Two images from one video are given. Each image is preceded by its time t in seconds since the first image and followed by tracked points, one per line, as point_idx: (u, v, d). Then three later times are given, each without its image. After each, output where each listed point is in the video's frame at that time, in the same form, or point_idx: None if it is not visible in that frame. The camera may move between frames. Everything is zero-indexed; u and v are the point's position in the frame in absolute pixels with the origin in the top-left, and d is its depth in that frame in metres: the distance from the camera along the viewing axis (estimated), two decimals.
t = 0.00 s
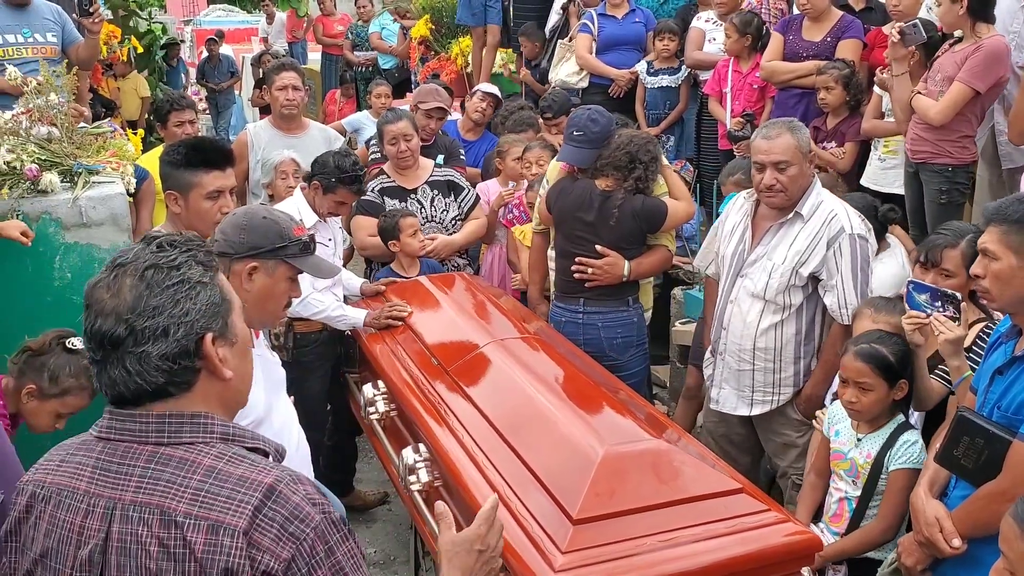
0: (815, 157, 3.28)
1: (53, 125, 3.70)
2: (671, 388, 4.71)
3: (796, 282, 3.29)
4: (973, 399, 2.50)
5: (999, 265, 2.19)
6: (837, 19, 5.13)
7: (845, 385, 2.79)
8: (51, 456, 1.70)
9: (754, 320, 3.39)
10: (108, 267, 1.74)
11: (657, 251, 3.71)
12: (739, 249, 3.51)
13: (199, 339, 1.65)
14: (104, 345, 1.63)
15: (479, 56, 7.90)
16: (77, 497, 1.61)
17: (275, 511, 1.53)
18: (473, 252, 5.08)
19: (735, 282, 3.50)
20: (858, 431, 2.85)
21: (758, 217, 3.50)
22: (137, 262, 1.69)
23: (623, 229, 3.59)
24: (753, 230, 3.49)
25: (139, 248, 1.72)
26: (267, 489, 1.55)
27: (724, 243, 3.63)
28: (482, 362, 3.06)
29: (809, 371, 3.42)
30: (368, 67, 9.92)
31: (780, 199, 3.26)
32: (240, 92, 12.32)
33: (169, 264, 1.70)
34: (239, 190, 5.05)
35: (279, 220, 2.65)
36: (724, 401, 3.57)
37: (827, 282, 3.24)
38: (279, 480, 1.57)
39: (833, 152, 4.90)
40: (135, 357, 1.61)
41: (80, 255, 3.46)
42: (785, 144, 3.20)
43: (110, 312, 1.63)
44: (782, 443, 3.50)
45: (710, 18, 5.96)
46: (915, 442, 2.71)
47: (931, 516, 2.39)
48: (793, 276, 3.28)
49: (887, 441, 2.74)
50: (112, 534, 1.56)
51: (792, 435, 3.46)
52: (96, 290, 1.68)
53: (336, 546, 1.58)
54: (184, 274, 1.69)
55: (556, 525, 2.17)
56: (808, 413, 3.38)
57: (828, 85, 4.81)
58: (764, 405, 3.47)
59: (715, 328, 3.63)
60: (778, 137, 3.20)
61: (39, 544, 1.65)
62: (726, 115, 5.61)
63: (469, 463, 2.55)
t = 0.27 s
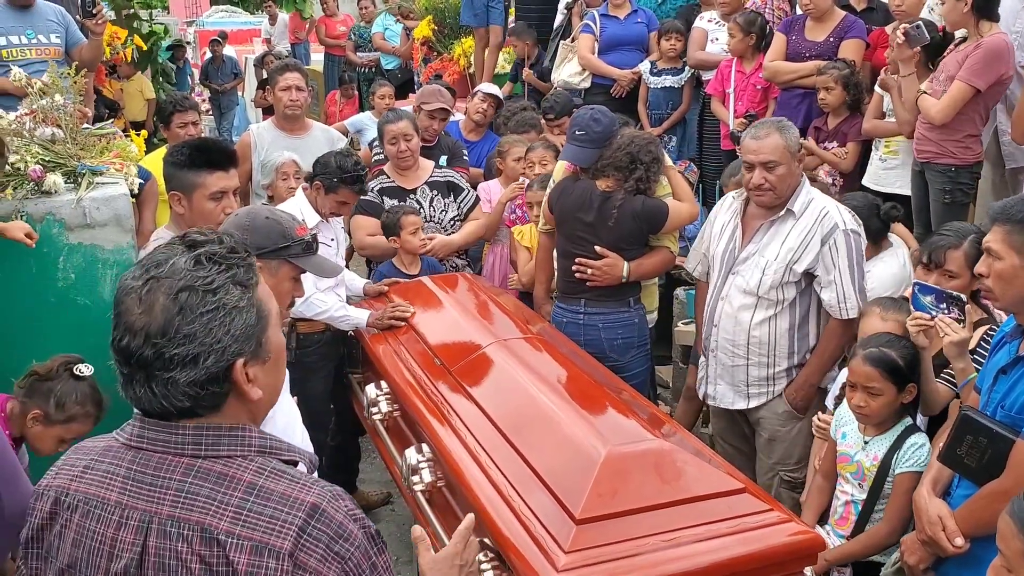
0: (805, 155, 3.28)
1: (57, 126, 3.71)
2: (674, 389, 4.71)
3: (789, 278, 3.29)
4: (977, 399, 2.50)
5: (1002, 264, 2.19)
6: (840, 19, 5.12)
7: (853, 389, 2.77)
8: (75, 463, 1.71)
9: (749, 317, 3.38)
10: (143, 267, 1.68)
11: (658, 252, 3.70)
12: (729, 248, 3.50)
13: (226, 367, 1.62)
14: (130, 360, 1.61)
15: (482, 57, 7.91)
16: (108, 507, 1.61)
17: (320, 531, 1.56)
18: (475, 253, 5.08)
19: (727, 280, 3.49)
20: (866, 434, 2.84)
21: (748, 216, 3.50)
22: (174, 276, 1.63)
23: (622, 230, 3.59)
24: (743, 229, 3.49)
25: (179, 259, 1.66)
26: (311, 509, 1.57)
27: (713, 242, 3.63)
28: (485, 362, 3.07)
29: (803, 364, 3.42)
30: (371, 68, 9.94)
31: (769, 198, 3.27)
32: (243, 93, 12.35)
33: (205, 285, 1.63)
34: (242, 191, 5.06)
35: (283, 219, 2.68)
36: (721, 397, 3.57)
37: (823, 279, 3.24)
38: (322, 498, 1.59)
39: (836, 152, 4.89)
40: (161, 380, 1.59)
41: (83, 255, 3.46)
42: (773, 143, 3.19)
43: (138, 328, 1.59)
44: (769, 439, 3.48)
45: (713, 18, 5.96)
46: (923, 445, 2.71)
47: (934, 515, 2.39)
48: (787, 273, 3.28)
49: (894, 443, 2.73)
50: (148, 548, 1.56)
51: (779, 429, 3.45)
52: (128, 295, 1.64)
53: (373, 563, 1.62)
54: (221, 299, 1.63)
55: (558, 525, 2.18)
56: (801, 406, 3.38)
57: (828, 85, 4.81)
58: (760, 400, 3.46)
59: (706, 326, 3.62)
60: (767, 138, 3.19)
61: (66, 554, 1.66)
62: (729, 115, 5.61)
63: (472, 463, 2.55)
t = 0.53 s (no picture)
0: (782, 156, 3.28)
1: (57, 128, 3.72)
2: (675, 390, 4.70)
3: (778, 278, 3.29)
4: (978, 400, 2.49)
5: (1004, 265, 2.18)
6: (841, 20, 5.12)
7: (852, 389, 2.77)
8: (83, 469, 1.71)
9: (744, 321, 3.38)
10: (176, 273, 1.68)
11: (659, 255, 3.70)
12: (718, 256, 3.51)
13: (247, 387, 1.62)
14: (151, 369, 1.61)
15: (483, 58, 7.90)
16: (119, 519, 1.62)
17: (334, 553, 1.55)
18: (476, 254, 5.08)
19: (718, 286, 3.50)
20: (865, 433, 2.83)
21: (732, 222, 3.50)
22: (210, 290, 1.63)
23: (618, 232, 3.58)
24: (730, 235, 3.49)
25: (217, 272, 1.65)
26: (325, 529, 1.56)
27: (702, 251, 3.63)
28: (484, 364, 3.07)
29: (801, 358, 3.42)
30: (371, 69, 9.96)
31: (746, 202, 3.28)
32: (245, 94, 12.37)
33: (242, 303, 1.63)
34: (243, 192, 5.07)
35: (282, 222, 2.68)
36: (728, 402, 3.54)
37: (811, 274, 3.24)
38: (335, 518, 1.59)
39: (836, 153, 4.88)
40: (180, 394, 1.60)
41: (83, 257, 3.46)
42: (747, 148, 3.21)
43: (166, 339, 1.59)
44: (764, 431, 3.45)
45: (716, 18, 5.98)
46: (922, 446, 2.70)
47: (934, 517, 2.39)
48: (775, 273, 3.28)
49: (893, 444, 2.73)
50: (161, 563, 1.57)
51: (776, 421, 3.43)
52: (160, 300, 1.63)
53: None
54: (254, 319, 1.63)
55: (557, 526, 2.18)
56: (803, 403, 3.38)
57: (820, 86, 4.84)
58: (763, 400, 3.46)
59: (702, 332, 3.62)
60: (740, 142, 3.22)
61: (76, 561, 1.67)
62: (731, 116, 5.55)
63: (471, 465, 2.55)
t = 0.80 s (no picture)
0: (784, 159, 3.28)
1: (58, 130, 3.72)
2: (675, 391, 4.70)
3: (765, 284, 3.28)
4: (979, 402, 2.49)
5: (1006, 267, 2.18)
6: (841, 21, 5.11)
7: (854, 389, 2.77)
8: (88, 473, 1.72)
9: (730, 323, 3.39)
10: (175, 275, 1.69)
11: (660, 259, 3.68)
12: (716, 258, 3.51)
13: (246, 389, 1.62)
14: (150, 371, 1.61)
15: (483, 59, 7.91)
16: (122, 524, 1.62)
17: (332, 561, 1.54)
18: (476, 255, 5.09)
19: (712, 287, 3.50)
20: (866, 435, 2.83)
21: (733, 224, 3.51)
22: (208, 291, 1.63)
23: (614, 236, 3.59)
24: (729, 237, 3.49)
25: (216, 274, 1.66)
26: (325, 537, 1.55)
27: (702, 250, 3.64)
28: (485, 366, 3.07)
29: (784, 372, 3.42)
30: (372, 70, 9.98)
31: (746, 204, 3.28)
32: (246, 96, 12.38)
33: (239, 304, 1.63)
34: (243, 194, 5.07)
35: (284, 225, 2.69)
36: (704, 402, 3.56)
37: (794, 283, 3.22)
38: (335, 526, 1.57)
39: (836, 154, 4.87)
40: (179, 395, 1.59)
41: (83, 259, 3.46)
42: (749, 149, 3.21)
43: (164, 341, 1.59)
44: (754, 446, 3.49)
45: (718, 20, 6.02)
46: (924, 451, 2.68)
47: (936, 519, 2.39)
48: (762, 278, 3.28)
49: (895, 447, 2.72)
50: (162, 568, 1.57)
51: (765, 438, 3.45)
52: (159, 302, 1.64)
53: None
54: (252, 320, 1.63)
55: (557, 528, 2.17)
56: (782, 415, 3.37)
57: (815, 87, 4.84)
58: (743, 406, 3.46)
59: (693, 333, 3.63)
60: (742, 143, 3.22)
61: (79, 565, 1.67)
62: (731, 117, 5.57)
63: (472, 467, 2.55)
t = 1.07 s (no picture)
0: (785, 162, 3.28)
1: (60, 132, 3.71)
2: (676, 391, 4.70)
3: (764, 287, 3.28)
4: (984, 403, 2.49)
5: (1012, 268, 2.18)
6: (843, 22, 5.10)
7: (859, 390, 2.76)
8: (89, 473, 1.72)
9: (727, 326, 3.39)
10: (162, 276, 1.70)
11: (662, 263, 3.67)
12: (716, 258, 3.50)
13: (232, 385, 1.61)
14: (139, 370, 1.62)
15: (484, 60, 7.91)
16: (118, 523, 1.62)
17: (321, 558, 1.52)
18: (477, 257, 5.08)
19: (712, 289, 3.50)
20: (871, 437, 2.83)
21: (734, 226, 3.50)
22: (192, 289, 1.64)
23: (613, 239, 3.58)
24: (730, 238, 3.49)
25: (199, 272, 1.66)
26: (314, 534, 1.53)
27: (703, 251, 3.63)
28: (488, 368, 3.06)
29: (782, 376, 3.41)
30: (372, 71, 9.99)
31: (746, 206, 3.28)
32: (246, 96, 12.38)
33: (220, 300, 1.63)
34: (244, 195, 5.07)
35: (287, 227, 2.68)
36: (700, 406, 3.56)
37: (793, 288, 3.22)
38: (326, 523, 1.56)
39: (836, 155, 4.87)
40: (168, 392, 1.60)
41: (85, 261, 3.46)
42: (750, 151, 3.22)
43: (150, 339, 1.60)
44: (753, 447, 3.48)
45: (720, 19, 5.98)
46: (931, 453, 2.69)
47: (942, 521, 2.38)
48: (761, 281, 3.27)
49: (902, 449, 2.72)
50: (155, 566, 1.57)
51: (763, 439, 3.45)
52: (146, 302, 1.65)
53: None
54: (234, 315, 1.63)
55: (560, 530, 2.17)
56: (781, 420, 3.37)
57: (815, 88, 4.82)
58: (739, 410, 3.46)
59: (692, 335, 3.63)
60: (743, 145, 3.23)
61: (77, 565, 1.67)
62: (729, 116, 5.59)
63: (474, 468, 2.55)
